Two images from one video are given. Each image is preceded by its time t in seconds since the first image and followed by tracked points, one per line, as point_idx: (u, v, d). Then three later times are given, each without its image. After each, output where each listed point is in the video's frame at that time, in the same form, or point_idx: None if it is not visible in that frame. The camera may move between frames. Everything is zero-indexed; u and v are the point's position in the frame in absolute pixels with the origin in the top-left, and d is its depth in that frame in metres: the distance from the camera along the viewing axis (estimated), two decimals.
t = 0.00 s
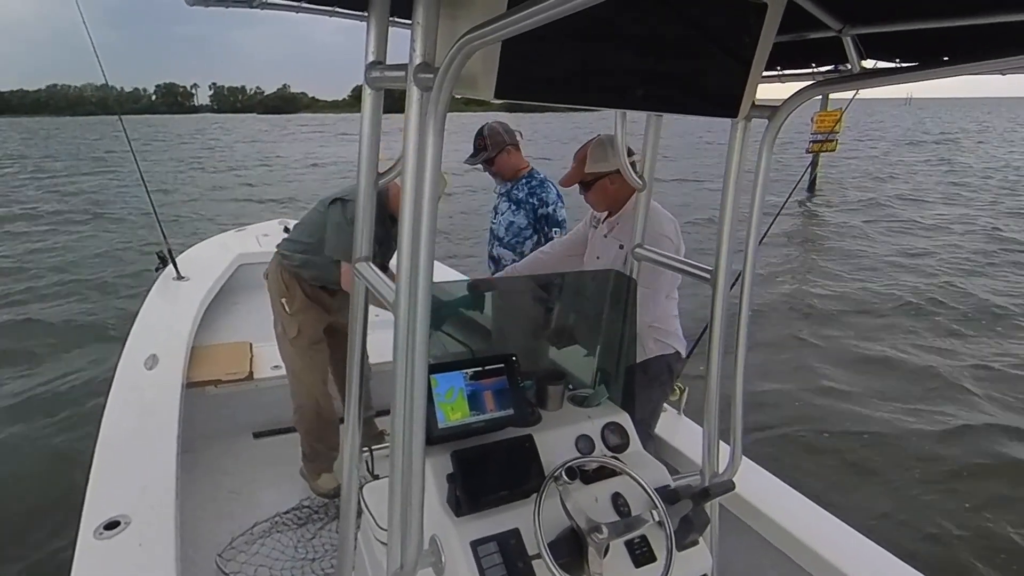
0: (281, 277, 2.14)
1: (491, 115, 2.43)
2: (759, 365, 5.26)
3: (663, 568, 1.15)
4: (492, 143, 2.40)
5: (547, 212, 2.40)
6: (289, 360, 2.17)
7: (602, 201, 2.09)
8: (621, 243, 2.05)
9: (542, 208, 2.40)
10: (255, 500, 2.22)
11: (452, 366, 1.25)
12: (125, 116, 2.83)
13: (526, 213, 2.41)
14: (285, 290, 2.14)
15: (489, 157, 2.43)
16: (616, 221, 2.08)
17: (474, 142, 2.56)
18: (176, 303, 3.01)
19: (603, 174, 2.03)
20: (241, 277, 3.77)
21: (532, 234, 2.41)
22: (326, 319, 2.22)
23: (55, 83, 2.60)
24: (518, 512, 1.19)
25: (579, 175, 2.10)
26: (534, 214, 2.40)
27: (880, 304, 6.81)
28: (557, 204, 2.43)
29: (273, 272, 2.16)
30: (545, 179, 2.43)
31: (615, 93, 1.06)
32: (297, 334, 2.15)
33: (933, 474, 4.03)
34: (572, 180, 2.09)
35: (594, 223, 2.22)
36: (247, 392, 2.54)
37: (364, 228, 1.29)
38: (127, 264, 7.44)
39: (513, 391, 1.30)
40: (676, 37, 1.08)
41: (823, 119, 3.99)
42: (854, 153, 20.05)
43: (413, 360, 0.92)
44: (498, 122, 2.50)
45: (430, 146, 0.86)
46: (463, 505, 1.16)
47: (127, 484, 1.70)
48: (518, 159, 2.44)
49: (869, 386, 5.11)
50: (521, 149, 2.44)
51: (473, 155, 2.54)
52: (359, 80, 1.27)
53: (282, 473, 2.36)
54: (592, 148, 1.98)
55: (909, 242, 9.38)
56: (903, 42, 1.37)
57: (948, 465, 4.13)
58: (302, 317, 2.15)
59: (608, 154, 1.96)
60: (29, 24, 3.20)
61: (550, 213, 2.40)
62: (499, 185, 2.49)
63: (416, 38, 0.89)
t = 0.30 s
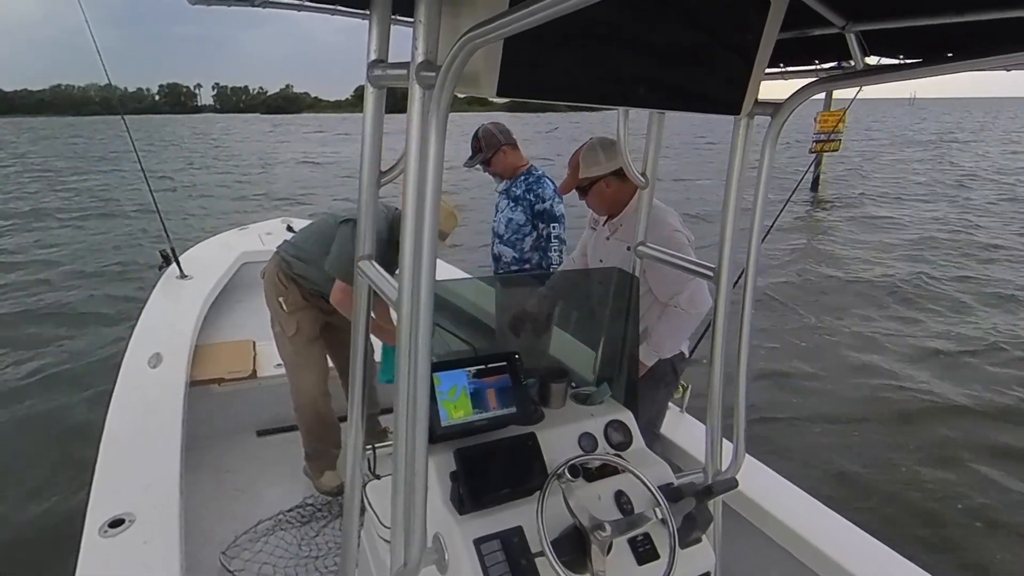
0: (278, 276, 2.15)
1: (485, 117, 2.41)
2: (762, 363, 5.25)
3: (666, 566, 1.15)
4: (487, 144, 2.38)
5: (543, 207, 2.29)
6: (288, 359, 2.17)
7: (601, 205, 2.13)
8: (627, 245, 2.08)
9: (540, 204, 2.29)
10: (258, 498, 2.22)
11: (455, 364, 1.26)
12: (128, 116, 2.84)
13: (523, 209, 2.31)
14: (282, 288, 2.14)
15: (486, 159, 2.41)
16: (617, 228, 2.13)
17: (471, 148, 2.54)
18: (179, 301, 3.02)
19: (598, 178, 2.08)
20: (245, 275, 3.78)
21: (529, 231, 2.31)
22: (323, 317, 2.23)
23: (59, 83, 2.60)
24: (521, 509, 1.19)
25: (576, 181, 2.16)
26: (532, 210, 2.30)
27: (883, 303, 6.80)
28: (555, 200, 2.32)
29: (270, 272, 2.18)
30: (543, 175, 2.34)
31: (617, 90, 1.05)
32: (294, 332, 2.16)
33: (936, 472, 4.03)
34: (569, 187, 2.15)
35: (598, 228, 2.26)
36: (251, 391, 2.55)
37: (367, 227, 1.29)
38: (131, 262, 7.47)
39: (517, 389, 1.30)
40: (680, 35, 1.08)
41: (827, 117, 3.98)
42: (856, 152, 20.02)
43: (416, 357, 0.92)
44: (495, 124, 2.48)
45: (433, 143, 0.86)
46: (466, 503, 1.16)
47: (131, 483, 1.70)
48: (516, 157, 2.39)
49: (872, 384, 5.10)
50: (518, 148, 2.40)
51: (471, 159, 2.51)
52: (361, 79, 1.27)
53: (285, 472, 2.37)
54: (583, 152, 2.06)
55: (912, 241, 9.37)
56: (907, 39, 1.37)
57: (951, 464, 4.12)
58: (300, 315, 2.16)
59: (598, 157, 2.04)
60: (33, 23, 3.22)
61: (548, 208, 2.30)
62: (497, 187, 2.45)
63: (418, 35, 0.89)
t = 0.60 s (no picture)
0: (284, 275, 2.16)
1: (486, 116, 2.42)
2: (765, 360, 5.24)
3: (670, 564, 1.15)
4: (488, 143, 2.39)
5: (543, 203, 2.27)
6: (292, 357, 2.18)
7: (605, 202, 2.15)
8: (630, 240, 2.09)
9: (539, 199, 2.27)
10: (263, 496, 2.23)
11: (458, 362, 1.26)
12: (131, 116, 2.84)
13: (524, 205, 2.29)
14: (287, 287, 2.15)
15: (488, 158, 2.41)
16: (620, 224, 2.14)
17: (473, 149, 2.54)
18: (183, 301, 3.03)
19: (601, 175, 2.08)
20: (248, 274, 3.79)
21: (531, 228, 2.29)
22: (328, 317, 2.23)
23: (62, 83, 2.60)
24: (524, 507, 1.19)
25: (579, 179, 2.16)
26: (532, 206, 2.28)
27: (886, 301, 6.79)
28: (554, 195, 2.30)
29: (275, 272, 2.18)
30: (542, 171, 2.32)
31: (619, 86, 1.05)
32: (299, 331, 2.16)
33: (940, 470, 4.02)
34: (573, 184, 2.16)
35: (604, 226, 2.28)
36: (255, 390, 2.56)
37: (369, 226, 1.29)
38: (134, 262, 7.50)
39: (519, 386, 1.31)
40: (682, 32, 1.08)
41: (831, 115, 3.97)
42: (858, 151, 19.98)
43: (419, 355, 0.91)
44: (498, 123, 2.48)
45: (435, 141, 0.86)
46: (469, 501, 1.17)
47: (136, 481, 1.71)
48: (517, 155, 2.39)
49: (876, 381, 5.09)
50: (519, 146, 2.39)
51: (475, 159, 2.51)
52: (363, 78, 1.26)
53: (289, 470, 2.37)
54: (585, 151, 2.06)
55: (915, 239, 9.35)
56: (910, 34, 1.36)
57: (955, 461, 4.12)
58: (304, 314, 2.16)
59: (602, 151, 2.03)
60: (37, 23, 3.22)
61: (546, 204, 2.27)
62: (500, 185, 2.45)
63: (420, 34, 0.89)
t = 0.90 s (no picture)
0: (284, 275, 2.15)
1: (484, 116, 2.42)
2: (767, 360, 5.24)
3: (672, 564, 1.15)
4: (485, 144, 2.39)
5: (539, 202, 2.26)
6: (295, 358, 2.18)
7: (607, 198, 2.15)
8: (624, 233, 2.10)
9: (536, 198, 2.27)
10: (265, 495, 2.23)
11: (460, 361, 1.26)
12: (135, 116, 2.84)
13: (521, 205, 2.30)
14: (289, 287, 2.15)
15: (487, 158, 2.41)
16: (617, 218, 2.15)
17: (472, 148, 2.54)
18: (185, 300, 3.03)
19: (601, 169, 2.08)
20: (250, 274, 3.79)
21: (529, 228, 2.29)
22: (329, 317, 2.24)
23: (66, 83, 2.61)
24: (525, 506, 1.19)
25: (580, 175, 2.16)
26: (529, 206, 2.28)
27: (889, 301, 6.77)
28: (551, 194, 2.28)
29: (275, 272, 2.17)
30: (540, 170, 2.30)
31: (623, 86, 1.05)
32: (301, 331, 2.16)
33: (942, 469, 4.02)
34: (573, 181, 2.16)
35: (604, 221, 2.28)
36: (256, 389, 2.56)
37: (371, 225, 1.30)
38: (137, 261, 7.51)
39: (521, 386, 1.31)
40: (684, 31, 1.08)
41: (834, 115, 3.97)
42: (861, 151, 19.95)
43: (422, 354, 0.92)
44: (497, 122, 2.47)
45: (436, 140, 0.86)
46: (470, 500, 1.17)
47: (138, 480, 1.71)
48: (516, 154, 2.38)
49: (879, 381, 5.08)
50: (517, 146, 2.39)
51: (474, 158, 2.51)
52: (364, 78, 1.27)
53: (291, 470, 2.37)
54: (586, 148, 2.05)
55: (917, 239, 9.34)
56: (913, 33, 1.36)
57: (957, 460, 4.11)
58: (307, 314, 2.16)
59: (603, 147, 2.03)
60: (41, 23, 3.23)
61: (543, 203, 2.26)
62: (499, 184, 2.44)
63: (421, 33, 0.89)
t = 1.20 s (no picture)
0: (287, 277, 2.17)
1: (482, 119, 2.43)
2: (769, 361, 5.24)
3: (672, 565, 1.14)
4: (482, 146, 2.39)
5: (537, 203, 2.26)
6: (297, 358, 2.18)
7: (605, 195, 2.15)
8: (620, 229, 2.11)
9: (532, 200, 2.27)
10: (265, 495, 2.23)
11: (460, 362, 1.26)
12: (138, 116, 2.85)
13: (518, 207, 2.30)
14: (292, 290, 2.16)
15: (484, 160, 2.41)
16: (612, 215, 2.16)
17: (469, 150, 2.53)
18: (186, 300, 3.04)
19: (599, 168, 2.08)
20: (251, 274, 3.79)
21: (526, 229, 2.29)
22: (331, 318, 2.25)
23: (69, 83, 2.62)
24: (526, 507, 1.19)
25: (578, 173, 2.15)
26: (526, 207, 2.28)
27: (890, 302, 6.77)
28: (548, 194, 2.28)
29: (278, 274, 2.19)
30: (537, 171, 2.30)
31: (624, 88, 1.05)
32: (303, 332, 2.17)
33: (943, 471, 4.01)
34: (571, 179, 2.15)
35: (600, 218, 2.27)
36: (256, 389, 2.56)
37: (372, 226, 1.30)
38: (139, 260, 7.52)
39: (522, 386, 1.31)
40: (687, 31, 1.08)
41: (836, 117, 3.97)
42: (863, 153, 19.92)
43: (422, 354, 0.92)
44: (494, 124, 2.48)
45: (438, 140, 0.86)
46: (470, 501, 1.17)
47: (139, 479, 1.71)
48: (512, 156, 2.38)
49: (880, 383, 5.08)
50: (514, 147, 2.39)
51: (470, 160, 2.51)
52: (366, 77, 1.27)
53: (291, 470, 2.37)
54: (584, 146, 2.04)
55: (919, 240, 9.33)
56: (915, 36, 1.36)
57: (958, 463, 4.10)
58: (309, 315, 2.17)
59: (600, 145, 2.03)
60: (44, 23, 3.25)
61: (540, 204, 2.26)
62: (496, 186, 2.44)
63: (423, 34, 0.89)
